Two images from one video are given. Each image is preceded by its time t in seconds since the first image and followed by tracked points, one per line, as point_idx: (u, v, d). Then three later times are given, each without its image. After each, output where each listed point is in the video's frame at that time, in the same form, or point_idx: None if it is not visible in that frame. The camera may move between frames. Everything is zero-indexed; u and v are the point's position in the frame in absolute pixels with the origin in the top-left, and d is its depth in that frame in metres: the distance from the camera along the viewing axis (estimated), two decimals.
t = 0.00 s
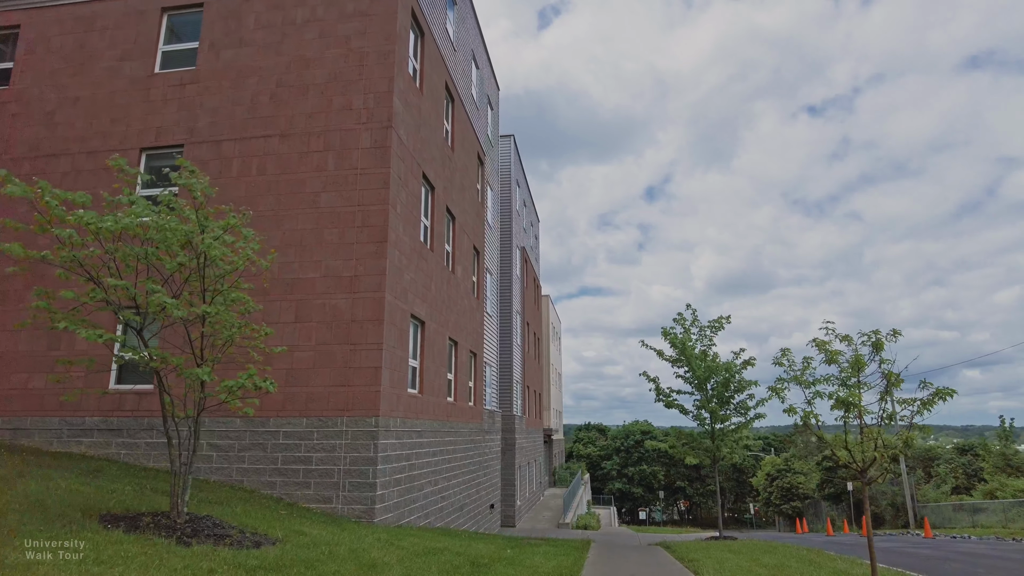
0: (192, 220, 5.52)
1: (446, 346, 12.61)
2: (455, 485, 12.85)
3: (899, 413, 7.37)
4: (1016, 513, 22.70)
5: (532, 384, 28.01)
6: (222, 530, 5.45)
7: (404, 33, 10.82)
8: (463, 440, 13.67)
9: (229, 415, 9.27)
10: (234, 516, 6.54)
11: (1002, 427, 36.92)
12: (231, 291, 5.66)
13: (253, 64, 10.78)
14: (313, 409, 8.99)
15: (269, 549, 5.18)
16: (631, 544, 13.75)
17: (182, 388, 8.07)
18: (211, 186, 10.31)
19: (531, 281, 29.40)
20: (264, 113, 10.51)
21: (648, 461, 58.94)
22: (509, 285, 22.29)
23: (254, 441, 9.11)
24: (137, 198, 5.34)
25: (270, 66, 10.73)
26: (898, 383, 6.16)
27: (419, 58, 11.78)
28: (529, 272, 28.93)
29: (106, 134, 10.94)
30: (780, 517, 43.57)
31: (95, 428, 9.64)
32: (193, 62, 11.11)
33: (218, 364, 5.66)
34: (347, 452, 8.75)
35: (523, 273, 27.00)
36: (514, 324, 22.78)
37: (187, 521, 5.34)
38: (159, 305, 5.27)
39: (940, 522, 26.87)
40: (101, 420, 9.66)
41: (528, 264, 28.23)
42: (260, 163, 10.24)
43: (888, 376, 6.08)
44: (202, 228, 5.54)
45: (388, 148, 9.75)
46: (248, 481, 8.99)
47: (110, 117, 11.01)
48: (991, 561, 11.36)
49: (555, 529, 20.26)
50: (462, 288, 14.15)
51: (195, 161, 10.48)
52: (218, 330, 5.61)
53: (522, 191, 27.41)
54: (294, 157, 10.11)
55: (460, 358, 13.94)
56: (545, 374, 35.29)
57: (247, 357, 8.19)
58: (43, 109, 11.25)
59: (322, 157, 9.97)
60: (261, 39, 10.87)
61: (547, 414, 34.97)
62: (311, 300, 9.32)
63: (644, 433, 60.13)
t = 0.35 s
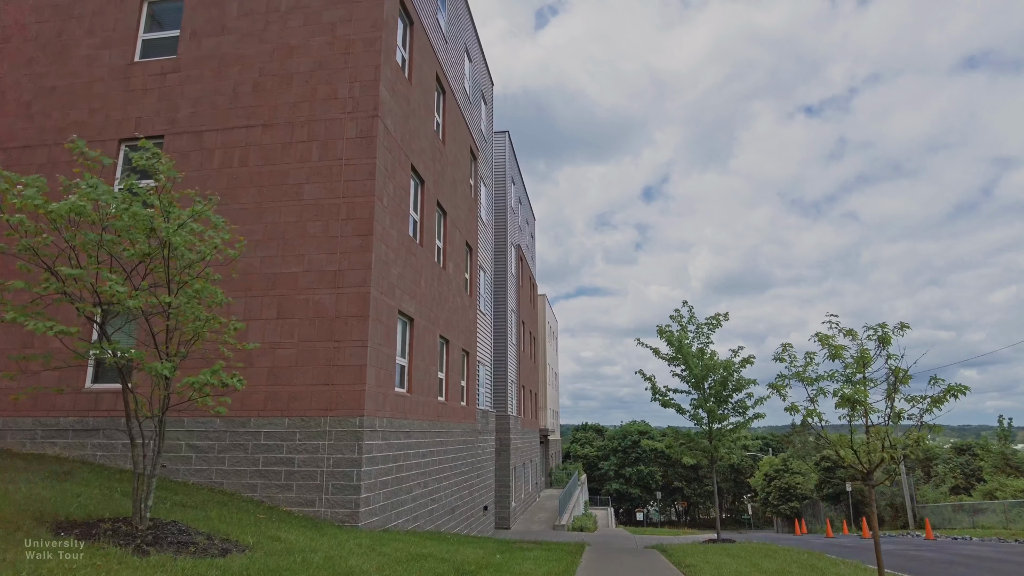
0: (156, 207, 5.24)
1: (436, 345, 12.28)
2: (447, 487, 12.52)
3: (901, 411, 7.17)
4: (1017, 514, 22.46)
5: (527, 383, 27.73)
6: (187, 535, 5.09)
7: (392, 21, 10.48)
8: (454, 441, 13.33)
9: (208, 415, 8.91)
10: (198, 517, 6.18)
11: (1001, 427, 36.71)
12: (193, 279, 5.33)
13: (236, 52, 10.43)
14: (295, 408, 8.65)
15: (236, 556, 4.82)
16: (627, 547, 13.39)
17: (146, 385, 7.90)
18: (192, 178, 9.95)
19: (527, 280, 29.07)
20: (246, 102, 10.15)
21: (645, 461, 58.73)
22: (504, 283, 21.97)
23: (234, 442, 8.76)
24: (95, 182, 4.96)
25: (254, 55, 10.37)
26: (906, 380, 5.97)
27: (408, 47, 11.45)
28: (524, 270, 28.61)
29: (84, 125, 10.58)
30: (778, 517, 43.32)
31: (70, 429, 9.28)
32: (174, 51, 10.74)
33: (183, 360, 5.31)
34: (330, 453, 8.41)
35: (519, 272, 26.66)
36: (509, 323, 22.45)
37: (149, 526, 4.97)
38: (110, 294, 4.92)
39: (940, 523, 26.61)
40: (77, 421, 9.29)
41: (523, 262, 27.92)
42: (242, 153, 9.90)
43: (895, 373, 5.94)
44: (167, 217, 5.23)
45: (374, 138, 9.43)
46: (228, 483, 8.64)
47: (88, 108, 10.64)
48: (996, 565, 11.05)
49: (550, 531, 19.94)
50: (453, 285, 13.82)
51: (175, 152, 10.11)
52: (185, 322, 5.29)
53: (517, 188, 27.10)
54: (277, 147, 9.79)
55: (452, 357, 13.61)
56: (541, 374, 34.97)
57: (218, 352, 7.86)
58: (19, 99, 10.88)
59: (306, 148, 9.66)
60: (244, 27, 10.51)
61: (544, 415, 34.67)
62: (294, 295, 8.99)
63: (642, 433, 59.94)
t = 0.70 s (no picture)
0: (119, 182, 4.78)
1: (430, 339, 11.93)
2: (441, 485, 12.16)
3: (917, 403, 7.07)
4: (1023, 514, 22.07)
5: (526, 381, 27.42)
6: (149, 535, 4.70)
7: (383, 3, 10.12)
8: (449, 438, 12.98)
9: (191, 409, 8.55)
10: (160, 515, 5.75)
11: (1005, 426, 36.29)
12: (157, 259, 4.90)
13: (221, 35, 10.06)
14: (281, 403, 8.30)
15: (202, 557, 4.45)
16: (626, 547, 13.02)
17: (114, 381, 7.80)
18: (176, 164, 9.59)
19: (525, 277, 28.72)
20: (232, 87, 9.79)
21: (646, 461, 58.39)
22: (501, 279, 21.62)
23: (218, 437, 8.40)
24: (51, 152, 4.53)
25: (240, 38, 10.00)
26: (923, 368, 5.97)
27: (401, 31, 11.10)
28: (523, 267, 28.25)
29: (64, 110, 10.23)
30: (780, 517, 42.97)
31: (47, 424, 8.92)
32: (157, 35, 10.39)
33: (147, 346, 4.94)
34: (315, 449, 8.06)
35: (517, 268, 26.30)
36: (507, 319, 22.10)
37: (109, 525, 4.59)
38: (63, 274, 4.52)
39: (945, 523, 26.20)
40: (54, 415, 8.93)
41: (522, 259, 27.56)
42: (228, 139, 9.55)
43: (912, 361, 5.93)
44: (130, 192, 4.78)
45: (363, 122, 9.10)
46: (210, 480, 8.29)
47: (70, 93, 10.29)
48: (1009, 566, 10.67)
49: (548, 531, 19.59)
50: (448, 279, 13.47)
51: (159, 138, 9.75)
52: (151, 304, 4.90)
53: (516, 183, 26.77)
54: (264, 133, 9.44)
55: (447, 352, 13.26)
56: (540, 373, 34.64)
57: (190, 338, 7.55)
58: None
59: (293, 132, 9.32)
60: (229, 9, 10.15)
61: (543, 413, 34.37)
62: (280, 285, 8.66)
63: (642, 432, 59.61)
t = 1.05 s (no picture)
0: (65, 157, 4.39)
1: (420, 335, 11.57)
2: (431, 486, 11.79)
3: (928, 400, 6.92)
4: (1021, 514, 21.88)
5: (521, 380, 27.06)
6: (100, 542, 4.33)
7: None
8: (439, 437, 12.61)
9: (165, 407, 8.15)
10: (114, 519, 5.31)
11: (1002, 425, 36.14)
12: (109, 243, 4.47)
13: (200, 17, 9.59)
14: (259, 400, 7.92)
15: (153, 567, 4.05)
16: (621, 550, 12.65)
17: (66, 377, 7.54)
18: (152, 151, 9.14)
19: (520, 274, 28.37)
20: (211, 71, 9.33)
21: (641, 460, 58.19)
22: (495, 275, 21.25)
23: (193, 436, 8.00)
24: None
25: (219, 19, 9.53)
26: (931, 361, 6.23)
27: (389, 16, 10.70)
28: (518, 264, 27.89)
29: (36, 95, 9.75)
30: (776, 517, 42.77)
31: (16, 423, 8.49)
32: (134, 17, 9.91)
33: (100, 337, 4.56)
34: (295, 448, 7.69)
35: (512, 265, 25.94)
36: (502, 317, 21.76)
37: (56, 532, 4.24)
38: None
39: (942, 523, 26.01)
40: (22, 414, 8.50)
41: (516, 256, 27.20)
42: (207, 126, 9.12)
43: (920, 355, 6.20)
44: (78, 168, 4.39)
45: (347, 107, 8.73)
46: (185, 481, 7.89)
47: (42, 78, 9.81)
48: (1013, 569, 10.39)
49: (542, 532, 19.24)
50: (439, 273, 13.08)
51: (134, 124, 9.28)
52: (100, 291, 4.47)
53: (511, 179, 26.42)
54: (244, 119, 9.03)
55: (437, 348, 12.89)
56: (535, 371, 34.37)
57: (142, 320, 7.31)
58: None
59: (275, 118, 8.93)
60: None
61: (538, 412, 34.01)
62: (259, 277, 8.29)
63: (638, 432, 59.40)
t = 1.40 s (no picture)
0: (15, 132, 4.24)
1: (410, 331, 11.22)
2: (422, 487, 11.43)
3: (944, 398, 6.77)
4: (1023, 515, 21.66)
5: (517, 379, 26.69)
6: (42, 554, 4.00)
7: None
8: (431, 438, 12.25)
9: (141, 405, 7.77)
10: (56, 526, 4.85)
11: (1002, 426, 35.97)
12: (53, 223, 4.13)
13: None
14: (238, 398, 7.55)
15: None
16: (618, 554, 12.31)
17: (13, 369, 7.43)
18: (129, 139, 8.74)
19: (516, 273, 27.99)
20: (191, 55, 8.93)
21: (638, 460, 57.92)
22: (490, 273, 20.90)
23: (169, 436, 7.62)
24: None
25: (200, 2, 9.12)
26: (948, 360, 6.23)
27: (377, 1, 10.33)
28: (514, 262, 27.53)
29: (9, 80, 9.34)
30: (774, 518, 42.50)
31: None
32: None
33: (46, 329, 4.20)
34: (275, 448, 7.31)
35: (508, 263, 25.57)
36: (496, 315, 21.41)
37: None
38: None
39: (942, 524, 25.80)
40: None
41: (512, 253, 26.83)
42: (186, 112, 8.73)
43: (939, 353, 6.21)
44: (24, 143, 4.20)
45: (332, 93, 8.37)
46: (160, 483, 7.51)
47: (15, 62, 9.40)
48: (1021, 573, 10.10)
49: (537, 534, 18.90)
50: (431, 268, 12.72)
51: (110, 111, 8.88)
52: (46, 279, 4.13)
53: (506, 175, 26.06)
54: (224, 105, 8.65)
55: (428, 346, 12.53)
56: (532, 371, 34.00)
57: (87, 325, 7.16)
58: None
59: (257, 104, 8.55)
60: None
61: (534, 412, 33.59)
62: (238, 269, 7.92)
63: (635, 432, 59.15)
